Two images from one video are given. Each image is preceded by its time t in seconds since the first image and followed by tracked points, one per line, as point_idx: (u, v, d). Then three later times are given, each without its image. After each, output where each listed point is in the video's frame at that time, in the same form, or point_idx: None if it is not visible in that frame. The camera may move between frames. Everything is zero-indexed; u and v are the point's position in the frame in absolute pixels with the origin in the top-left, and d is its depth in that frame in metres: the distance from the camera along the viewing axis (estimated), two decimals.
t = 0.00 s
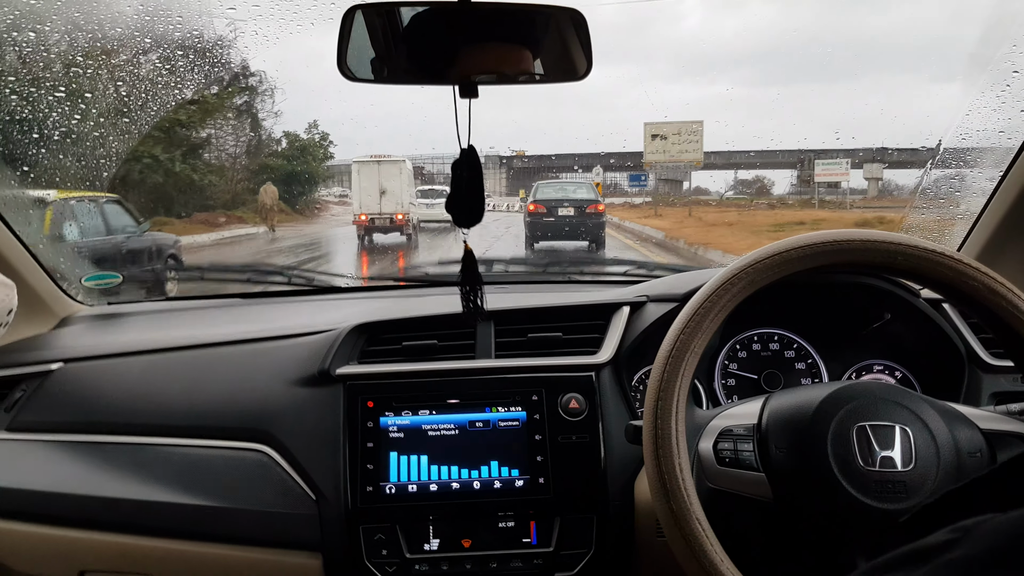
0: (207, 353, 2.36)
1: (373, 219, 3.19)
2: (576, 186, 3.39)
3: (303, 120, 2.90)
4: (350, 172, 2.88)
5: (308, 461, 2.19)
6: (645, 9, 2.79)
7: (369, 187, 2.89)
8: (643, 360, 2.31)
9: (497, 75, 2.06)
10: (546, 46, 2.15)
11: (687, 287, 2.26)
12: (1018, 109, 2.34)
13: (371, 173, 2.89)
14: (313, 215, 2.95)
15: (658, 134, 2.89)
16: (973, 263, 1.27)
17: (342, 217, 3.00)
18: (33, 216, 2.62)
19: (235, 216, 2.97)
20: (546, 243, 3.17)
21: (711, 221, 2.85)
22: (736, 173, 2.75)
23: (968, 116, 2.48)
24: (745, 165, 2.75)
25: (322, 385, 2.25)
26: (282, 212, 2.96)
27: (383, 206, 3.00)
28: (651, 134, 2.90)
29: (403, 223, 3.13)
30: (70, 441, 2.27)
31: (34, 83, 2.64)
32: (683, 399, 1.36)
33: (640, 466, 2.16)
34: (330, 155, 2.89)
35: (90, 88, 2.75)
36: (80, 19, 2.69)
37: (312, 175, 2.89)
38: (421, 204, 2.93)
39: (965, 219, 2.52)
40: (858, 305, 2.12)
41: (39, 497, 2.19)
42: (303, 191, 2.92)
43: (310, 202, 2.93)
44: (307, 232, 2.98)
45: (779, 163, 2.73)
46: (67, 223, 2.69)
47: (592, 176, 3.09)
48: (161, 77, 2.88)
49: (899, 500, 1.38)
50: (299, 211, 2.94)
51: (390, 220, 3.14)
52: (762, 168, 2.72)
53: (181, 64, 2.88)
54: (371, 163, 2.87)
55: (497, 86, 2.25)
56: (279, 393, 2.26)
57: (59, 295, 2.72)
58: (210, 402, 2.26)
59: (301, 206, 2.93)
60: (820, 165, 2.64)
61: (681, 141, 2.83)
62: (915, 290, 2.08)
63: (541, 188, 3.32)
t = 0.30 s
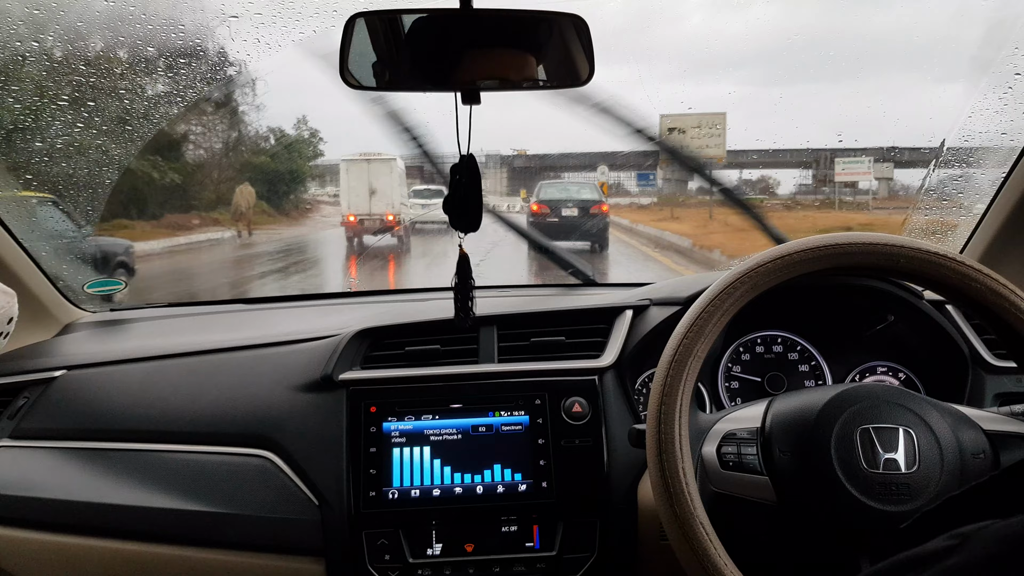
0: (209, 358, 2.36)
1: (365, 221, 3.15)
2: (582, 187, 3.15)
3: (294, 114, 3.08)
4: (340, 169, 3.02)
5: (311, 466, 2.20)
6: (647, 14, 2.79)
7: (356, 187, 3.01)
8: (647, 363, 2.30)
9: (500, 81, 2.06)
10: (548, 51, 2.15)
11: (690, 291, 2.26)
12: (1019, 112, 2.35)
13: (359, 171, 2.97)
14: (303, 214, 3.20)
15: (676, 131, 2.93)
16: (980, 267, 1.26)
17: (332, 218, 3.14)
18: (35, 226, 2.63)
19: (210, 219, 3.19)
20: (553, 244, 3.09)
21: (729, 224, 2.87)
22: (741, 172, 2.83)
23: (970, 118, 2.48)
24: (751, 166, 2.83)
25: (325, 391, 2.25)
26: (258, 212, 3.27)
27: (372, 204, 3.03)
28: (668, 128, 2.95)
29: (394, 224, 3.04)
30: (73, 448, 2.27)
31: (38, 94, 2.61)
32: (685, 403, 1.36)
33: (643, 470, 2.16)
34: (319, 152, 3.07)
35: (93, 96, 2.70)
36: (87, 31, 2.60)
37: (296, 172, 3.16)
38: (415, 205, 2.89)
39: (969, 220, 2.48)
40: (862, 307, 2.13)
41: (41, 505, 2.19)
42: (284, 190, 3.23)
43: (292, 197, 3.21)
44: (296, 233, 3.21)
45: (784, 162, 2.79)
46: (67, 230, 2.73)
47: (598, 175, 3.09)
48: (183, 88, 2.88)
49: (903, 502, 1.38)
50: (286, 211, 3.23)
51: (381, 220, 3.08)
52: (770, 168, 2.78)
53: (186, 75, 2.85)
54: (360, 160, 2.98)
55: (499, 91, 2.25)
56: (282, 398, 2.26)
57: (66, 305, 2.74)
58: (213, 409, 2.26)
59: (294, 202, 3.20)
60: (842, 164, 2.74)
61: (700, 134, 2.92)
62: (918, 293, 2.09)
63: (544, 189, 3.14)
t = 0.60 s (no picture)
0: (212, 355, 2.37)
1: (353, 221, 3.17)
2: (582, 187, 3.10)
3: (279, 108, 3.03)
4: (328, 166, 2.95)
5: (314, 463, 2.20)
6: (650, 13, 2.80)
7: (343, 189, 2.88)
8: (650, 360, 2.31)
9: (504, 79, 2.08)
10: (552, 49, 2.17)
11: (692, 288, 2.27)
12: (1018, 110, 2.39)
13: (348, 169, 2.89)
14: (290, 214, 3.13)
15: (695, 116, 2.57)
16: (981, 263, 1.28)
17: (321, 218, 3.16)
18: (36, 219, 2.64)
19: (181, 220, 3.04)
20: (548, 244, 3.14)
21: (758, 229, 2.74)
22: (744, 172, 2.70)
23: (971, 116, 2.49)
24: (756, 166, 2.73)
25: (329, 387, 2.26)
26: (234, 212, 3.18)
27: (361, 202, 2.96)
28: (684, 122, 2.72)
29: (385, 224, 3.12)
30: (75, 444, 2.27)
31: (41, 87, 2.60)
32: (690, 397, 1.37)
33: (646, 466, 2.17)
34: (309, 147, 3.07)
35: (97, 92, 2.70)
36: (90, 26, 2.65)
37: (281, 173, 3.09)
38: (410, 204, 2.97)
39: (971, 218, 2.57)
40: (863, 305, 2.14)
41: (45, 501, 2.19)
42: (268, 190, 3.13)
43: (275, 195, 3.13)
44: (280, 235, 3.15)
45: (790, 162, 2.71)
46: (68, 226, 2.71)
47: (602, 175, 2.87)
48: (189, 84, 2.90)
49: (906, 498, 1.38)
50: (270, 210, 3.13)
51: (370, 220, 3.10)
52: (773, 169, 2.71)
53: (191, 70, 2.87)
54: (348, 159, 2.91)
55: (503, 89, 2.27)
56: (285, 395, 2.27)
57: (69, 302, 2.76)
58: (216, 405, 2.27)
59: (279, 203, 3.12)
60: (860, 164, 2.61)
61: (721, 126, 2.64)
62: (919, 291, 2.10)
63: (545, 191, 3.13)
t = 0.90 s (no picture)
0: (209, 353, 2.35)
1: (336, 222, 3.19)
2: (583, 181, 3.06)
3: (261, 99, 3.05)
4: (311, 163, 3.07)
5: (311, 462, 2.18)
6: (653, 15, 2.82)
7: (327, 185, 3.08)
8: (651, 360, 2.30)
9: (506, 78, 2.08)
10: (555, 48, 2.16)
11: (692, 289, 2.26)
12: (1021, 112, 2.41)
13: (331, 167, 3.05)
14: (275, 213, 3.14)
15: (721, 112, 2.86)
16: (984, 265, 1.27)
17: (305, 218, 3.12)
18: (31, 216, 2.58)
19: (142, 222, 2.93)
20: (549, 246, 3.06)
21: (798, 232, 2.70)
22: (748, 174, 2.74)
23: (974, 118, 2.51)
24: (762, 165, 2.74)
25: (327, 386, 2.24)
26: (203, 213, 3.16)
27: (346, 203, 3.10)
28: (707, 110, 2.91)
29: (369, 224, 3.20)
30: (70, 442, 2.25)
31: (39, 82, 2.55)
32: (692, 397, 1.36)
33: (646, 467, 2.16)
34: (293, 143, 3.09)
35: (95, 87, 2.68)
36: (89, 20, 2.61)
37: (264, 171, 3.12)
38: (401, 206, 3.04)
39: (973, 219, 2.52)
40: (863, 306, 2.13)
41: (39, 499, 2.17)
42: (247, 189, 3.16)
43: (252, 194, 3.16)
44: (257, 236, 3.16)
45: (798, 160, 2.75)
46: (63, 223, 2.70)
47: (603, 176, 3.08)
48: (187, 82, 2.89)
49: (906, 499, 1.38)
50: (251, 211, 3.15)
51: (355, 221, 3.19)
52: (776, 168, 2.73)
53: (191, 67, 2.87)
54: (332, 156, 3.05)
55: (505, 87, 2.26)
56: (283, 393, 2.25)
57: (66, 299, 2.72)
58: (213, 404, 2.25)
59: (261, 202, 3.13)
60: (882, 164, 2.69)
61: (749, 118, 2.79)
62: (919, 292, 2.10)
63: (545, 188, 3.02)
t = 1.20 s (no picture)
0: (211, 349, 2.36)
1: (319, 222, 4.09)
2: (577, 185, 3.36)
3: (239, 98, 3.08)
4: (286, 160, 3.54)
5: (311, 458, 2.18)
6: (653, 13, 2.82)
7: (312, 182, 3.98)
8: (651, 358, 2.30)
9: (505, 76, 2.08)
10: (556, 46, 2.16)
11: (693, 287, 2.26)
12: None
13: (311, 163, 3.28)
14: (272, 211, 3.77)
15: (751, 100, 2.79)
16: (987, 263, 1.26)
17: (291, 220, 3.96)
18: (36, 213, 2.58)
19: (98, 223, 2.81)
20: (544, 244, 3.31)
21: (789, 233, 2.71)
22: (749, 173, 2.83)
23: (976, 117, 2.48)
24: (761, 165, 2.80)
25: (328, 382, 2.24)
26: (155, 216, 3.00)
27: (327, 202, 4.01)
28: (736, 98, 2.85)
29: (352, 222, 4.06)
30: (71, 437, 2.25)
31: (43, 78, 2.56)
32: (692, 393, 1.35)
33: (646, 464, 2.16)
34: (276, 141, 3.45)
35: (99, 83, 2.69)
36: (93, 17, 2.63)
37: (237, 167, 3.52)
38: (393, 207, 3.73)
39: (977, 219, 2.48)
40: (865, 305, 2.13)
41: (40, 492, 2.18)
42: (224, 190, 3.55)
43: (228, 194, 3.55)
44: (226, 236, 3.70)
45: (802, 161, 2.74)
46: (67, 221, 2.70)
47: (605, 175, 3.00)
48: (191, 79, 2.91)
49: (907, 498, 1.37)
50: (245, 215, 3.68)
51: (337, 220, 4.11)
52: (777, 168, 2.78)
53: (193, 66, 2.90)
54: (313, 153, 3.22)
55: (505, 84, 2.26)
56: (284, 389, 2.25)
57: (68, 295, 2.72)
58: (214, 399, 2.25)
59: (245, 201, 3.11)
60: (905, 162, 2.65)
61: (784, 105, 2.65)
62: (922, 291, 2.08)
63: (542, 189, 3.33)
